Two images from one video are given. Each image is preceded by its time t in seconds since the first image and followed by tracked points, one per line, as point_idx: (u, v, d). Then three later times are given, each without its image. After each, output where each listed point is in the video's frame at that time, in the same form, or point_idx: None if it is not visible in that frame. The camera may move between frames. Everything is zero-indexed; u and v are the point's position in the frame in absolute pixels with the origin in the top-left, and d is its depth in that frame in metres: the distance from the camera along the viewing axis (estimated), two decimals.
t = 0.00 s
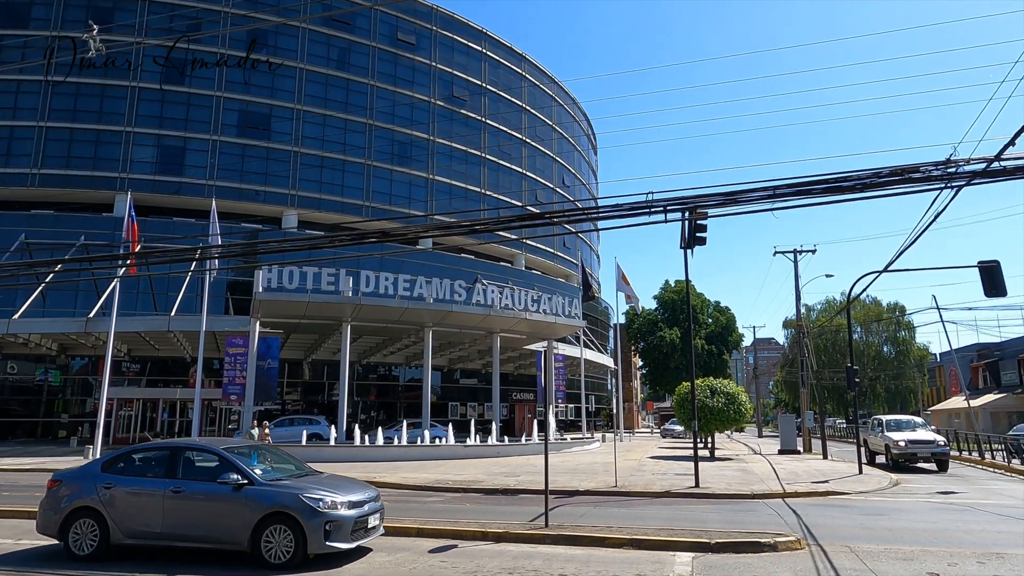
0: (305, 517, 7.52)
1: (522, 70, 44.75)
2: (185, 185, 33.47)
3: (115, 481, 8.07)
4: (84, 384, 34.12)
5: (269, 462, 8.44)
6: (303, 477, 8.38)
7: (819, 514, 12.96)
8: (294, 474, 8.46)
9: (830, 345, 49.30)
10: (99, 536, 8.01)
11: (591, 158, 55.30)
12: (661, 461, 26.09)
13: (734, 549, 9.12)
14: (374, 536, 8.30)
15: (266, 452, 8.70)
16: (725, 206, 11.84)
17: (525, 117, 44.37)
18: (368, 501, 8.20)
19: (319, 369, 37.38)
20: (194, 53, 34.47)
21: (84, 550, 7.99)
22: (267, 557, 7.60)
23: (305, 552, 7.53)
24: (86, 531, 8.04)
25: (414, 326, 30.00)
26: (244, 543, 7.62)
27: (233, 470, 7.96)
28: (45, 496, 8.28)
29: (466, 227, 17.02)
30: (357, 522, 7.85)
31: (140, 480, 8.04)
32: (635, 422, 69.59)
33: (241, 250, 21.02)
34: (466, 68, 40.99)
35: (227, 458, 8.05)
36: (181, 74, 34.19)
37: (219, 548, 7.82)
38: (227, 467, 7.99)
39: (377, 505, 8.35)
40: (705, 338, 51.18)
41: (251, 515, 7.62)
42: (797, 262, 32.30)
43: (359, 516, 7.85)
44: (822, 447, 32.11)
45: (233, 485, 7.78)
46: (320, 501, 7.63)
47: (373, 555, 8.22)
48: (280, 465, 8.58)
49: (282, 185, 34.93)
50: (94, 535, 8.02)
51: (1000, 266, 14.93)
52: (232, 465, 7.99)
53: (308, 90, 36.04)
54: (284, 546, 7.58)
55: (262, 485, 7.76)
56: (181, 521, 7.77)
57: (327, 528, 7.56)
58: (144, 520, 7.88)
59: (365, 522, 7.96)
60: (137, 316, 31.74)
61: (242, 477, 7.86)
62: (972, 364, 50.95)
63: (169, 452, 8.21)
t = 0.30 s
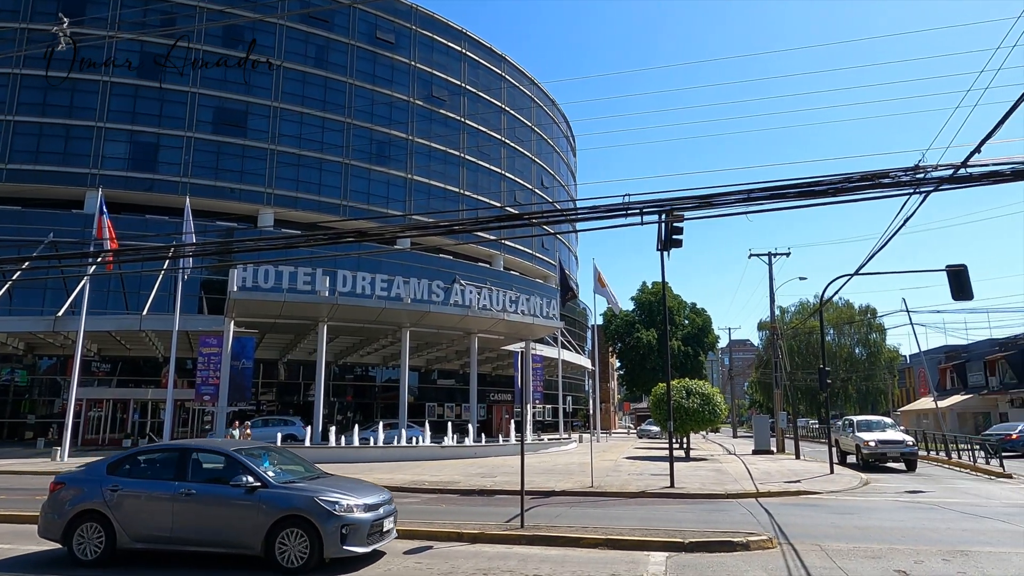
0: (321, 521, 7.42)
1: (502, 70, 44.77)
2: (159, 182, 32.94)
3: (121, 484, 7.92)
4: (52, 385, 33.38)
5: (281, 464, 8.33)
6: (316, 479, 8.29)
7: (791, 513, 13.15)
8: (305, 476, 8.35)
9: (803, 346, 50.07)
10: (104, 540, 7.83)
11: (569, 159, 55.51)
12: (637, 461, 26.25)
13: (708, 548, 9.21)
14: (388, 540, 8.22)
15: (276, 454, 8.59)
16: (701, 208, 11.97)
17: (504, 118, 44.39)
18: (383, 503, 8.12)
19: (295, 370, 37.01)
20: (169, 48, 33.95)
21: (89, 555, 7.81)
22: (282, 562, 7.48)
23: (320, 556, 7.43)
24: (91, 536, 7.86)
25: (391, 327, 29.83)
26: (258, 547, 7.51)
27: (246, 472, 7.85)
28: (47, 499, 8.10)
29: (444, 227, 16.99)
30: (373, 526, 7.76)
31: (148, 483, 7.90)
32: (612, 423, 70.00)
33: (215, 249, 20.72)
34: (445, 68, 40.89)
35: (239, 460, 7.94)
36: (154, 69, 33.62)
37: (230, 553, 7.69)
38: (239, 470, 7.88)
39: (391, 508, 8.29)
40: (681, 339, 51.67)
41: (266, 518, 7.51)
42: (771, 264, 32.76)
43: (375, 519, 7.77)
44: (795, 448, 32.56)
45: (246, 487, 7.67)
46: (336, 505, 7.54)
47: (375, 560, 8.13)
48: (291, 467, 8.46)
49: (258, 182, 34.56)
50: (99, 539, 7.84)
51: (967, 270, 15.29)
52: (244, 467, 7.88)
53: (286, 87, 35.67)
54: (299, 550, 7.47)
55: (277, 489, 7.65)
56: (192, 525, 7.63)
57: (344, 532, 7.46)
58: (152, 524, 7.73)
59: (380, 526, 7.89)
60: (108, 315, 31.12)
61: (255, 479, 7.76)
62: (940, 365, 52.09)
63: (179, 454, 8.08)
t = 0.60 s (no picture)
0: (329, 522, 7.34)
1: (480, 70, 44.71)
2: (130, 177, 32.34)
3: (120, 486, 7.78)
4: (17, 384, 32.59)
5: (284, 465, 8.23)
6: (320, 480, 8.20)
7: (762, 513, 13.33)
8: (308, 476, 8.25)
9: (776, 347, 50.78)
10: (103, 544, 7.68)
11: (547, 160, 55.63)
12: (611, 461, 26.39)
13: (680, 547, 9.30)
14: (394, 542, 8.18)
15: (279, 455, 8.47)
16: (676, 210, 12.08)
17: (483, 118, 44.34)
18: (389, 505, 8.08)
19: (269, 370, 36.60)
20: (141, 41, 33.31)
21: (87, 559, 7.67)
22: (287, 564, 7.36)
23: (328, 558, 7.34)
24: (89, 539, 7.72)
25: (367, 326, 29.63)
26: (263, 549, 7.39)
27: (249, 473, 7.74)
28: (42, 502, 7.95)
29: (420, 226, 16.91)
30: (380, 527, 7.71)
31: (148, 485, 7.76)
32: (587, 422, 70.30)
33: (188, 245, 20.37)
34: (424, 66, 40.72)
35: (243, 461, 7.83)
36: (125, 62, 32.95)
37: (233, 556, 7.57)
38: (242, 470, 7.76)
39: (397, 509, 8.25)
40: (656, 340, 52.05)
41: (271, 520, 7.40)
42: (745, 266, 33.25)
43: (382, 521, 7.71)
44: (767, 447, 33.00)
45: (251, 489, 7.56)
46: (343, 505, 7.48)
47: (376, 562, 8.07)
48: (294, 467, 8.35)
49: (232, 179, 34.07)
50: (97, 543, 7.69)
51: (934, 273, 15.65)
52: (248, 468, 7.76)
53: (261, 83, 35.26)
54: (305, 553, 7.36)
55: (282, 489, 7.55)
56: (194, 528, 7.51)
57: (352, 533, 7.39)
58: (153, 527, 7.60)
59: (387, 527, 7.84)
60: (76, 313, 30.45)
61: (259, 480, 7.65)
62: (908, 367, 53.17)
63: (179, 454, 7.96)
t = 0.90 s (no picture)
0: (335, 524, 7.25)
1: (458, 69, 44.57)
2: (98, 172, 31.69)
3: (118, 488, 7.60)
4: None
5: (285, 466, 8.11)
6: (322, 481, 8.10)
7: (733, 511, 13.49)
8: (311, 478, 8.14)
9: (749, 348, 51.44)
10: (100, 547, 7.51)
11: (525, 161, 55.66)
12: (586, 461, 26.49)
13: (652, 547, 9.36)
14: (399, 543, 8.09)
15: (280, 455, 8.35)
16: (650, 212, 12.17)
17: (460, 118, 44.24)
18: (394, 507, 7.99)
19: (241, 369, 36.14)
20: (111, 33, 32.62)
21: (82, 563, 7.48)
22: (292, 568, 7.24)
23: (334, 561, 7.25)
24: (85, 543, 7.52)
25: (342, 325, 29.35)
26: (267, 552, 7.27)
27: (252, 474, 7.60)
28: (36, 505, 7.74)
29: (395, 226, 16.81)
30: (386, 529, 7.62)
31: (146, 487, 7.59)
32: (563, 423, 70.48)
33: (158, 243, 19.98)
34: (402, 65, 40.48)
35: (245, 461, 7.69)
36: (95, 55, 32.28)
37: (235, 559, 7.45)
38: (245, 472, 7.63)
39: (402, 511, 8.15)
40: (632, 341, 52.38)
41: (275, 522, 7.29)
42: (719, 268, 33.56)
43: (388, 523, 7.62)
44: (739, 447, 33.39)
45: (254, 490, 7.44)
46: (349, 507, 7.38)
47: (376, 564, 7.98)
48: (296, 468, 8.24)
49: (204, 175, 33.54)
50: (93, 546, 7.51)
51: (902, 276, 15.96)
52: (251, 469, 7.64)
53: (236, 79, 34.79)
54: (311, 555, 7.25)
55: (286, 491, 7.45)
56: (196, 531, 7.37)
57: (359, 535, 7.30)
58: (152, 529, 7.44)
59: (393, 529, 7.74)
60: (41, 310, 29.75)
61: (263, 482, 7.53)
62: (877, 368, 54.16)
63: (179, 455, 7.79)
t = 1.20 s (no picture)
0: (339, 525, 7.15)
1: (436, 68, 44.38)
2: (65, 166, 30.97)
3: (114, 489, 7.42)
4: None
5: (286, 466, 8.00)
6: (323, 482, 8.00)
7: (705, 510, 13.64)
8: (311, 478, 8.03)
9: (722, 349, 52.06)
10: (94, 550, 7.32)
11: (502, 160, 55.63)
12: (560, 460, 26.58)
13: (624, 545, 9.42)
14: (402, 544, 7.99)
15: (280, 456, 8.23)
16: (624, 212, 12.24)
17: (437, 116, 44.06)
18: (398, 507, 7.90)
19: (212, 368, 35.62)
20: (80, 24, 31.94)
21: (76, 566, 7.29)
22: (295, 570, 7.13)
23: (338, 563, 7.16)
24: (79, 546, 7.34)
25: (316, 324, 29.04)
26: (269, 554, 7.16)
27: (253, 475, 7.49)
28: (27, 506, 7.53)
29: (370, 224, 16.68)
30: (391, 531, 7.52)
31: (144, 488, 7.43)
32: (539, 423, 70.62)
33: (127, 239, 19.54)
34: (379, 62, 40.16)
35: (245, 461, 7.57)
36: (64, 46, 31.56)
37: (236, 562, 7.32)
38: (246, 473, 7.51)
39: (405, 511, 8.06)
40: (607, 341, 52.65)
41: (278, 524, 7.18)
42: (693, 269, 33.86)
43: (393, 524, 7.53)
44: (712, 447, 33.76)
45: (256, 491, 7.33)
46: (353, 508, 7.30)
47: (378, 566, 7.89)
48: (296, 468, 8.13)
49: (176, 171, 32.95)
50: (88, 549, 7.32)
51: (871, 279, 16.27)
52: (252, 470, 7.52)
53: (210, 73, 34.19)
54: (314, 557, 7.15)
55: (288, 492, 7.35)
56: (196, 533, 7.24)
57: (363, 537, 7.21)
58: (150, 531, 7.29)
59: (397, 530, 7.65)
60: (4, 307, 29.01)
61: (265, 483, 7.43)
62: (846, 368, 55.17)
63: (177, 455, 7.64)
